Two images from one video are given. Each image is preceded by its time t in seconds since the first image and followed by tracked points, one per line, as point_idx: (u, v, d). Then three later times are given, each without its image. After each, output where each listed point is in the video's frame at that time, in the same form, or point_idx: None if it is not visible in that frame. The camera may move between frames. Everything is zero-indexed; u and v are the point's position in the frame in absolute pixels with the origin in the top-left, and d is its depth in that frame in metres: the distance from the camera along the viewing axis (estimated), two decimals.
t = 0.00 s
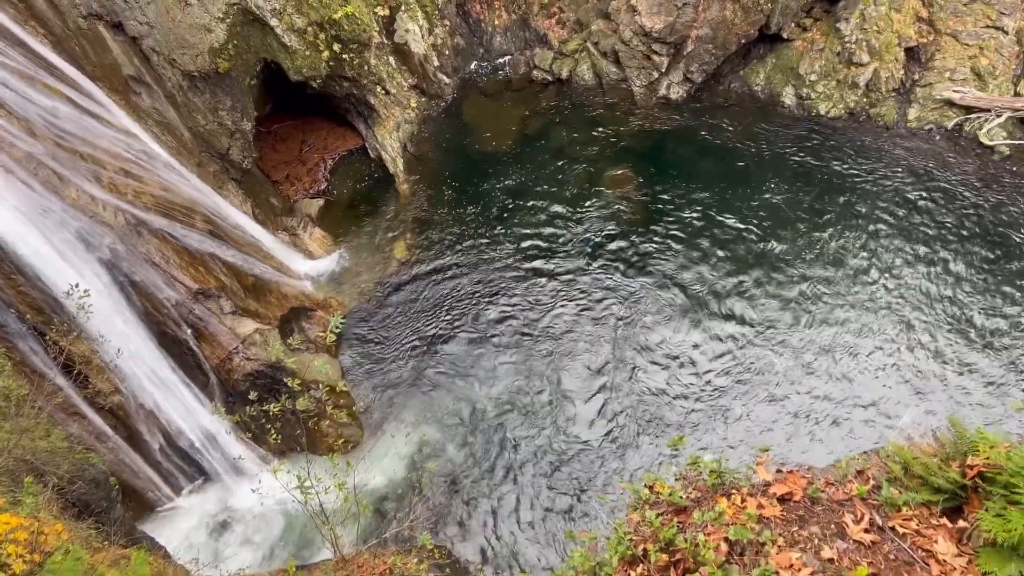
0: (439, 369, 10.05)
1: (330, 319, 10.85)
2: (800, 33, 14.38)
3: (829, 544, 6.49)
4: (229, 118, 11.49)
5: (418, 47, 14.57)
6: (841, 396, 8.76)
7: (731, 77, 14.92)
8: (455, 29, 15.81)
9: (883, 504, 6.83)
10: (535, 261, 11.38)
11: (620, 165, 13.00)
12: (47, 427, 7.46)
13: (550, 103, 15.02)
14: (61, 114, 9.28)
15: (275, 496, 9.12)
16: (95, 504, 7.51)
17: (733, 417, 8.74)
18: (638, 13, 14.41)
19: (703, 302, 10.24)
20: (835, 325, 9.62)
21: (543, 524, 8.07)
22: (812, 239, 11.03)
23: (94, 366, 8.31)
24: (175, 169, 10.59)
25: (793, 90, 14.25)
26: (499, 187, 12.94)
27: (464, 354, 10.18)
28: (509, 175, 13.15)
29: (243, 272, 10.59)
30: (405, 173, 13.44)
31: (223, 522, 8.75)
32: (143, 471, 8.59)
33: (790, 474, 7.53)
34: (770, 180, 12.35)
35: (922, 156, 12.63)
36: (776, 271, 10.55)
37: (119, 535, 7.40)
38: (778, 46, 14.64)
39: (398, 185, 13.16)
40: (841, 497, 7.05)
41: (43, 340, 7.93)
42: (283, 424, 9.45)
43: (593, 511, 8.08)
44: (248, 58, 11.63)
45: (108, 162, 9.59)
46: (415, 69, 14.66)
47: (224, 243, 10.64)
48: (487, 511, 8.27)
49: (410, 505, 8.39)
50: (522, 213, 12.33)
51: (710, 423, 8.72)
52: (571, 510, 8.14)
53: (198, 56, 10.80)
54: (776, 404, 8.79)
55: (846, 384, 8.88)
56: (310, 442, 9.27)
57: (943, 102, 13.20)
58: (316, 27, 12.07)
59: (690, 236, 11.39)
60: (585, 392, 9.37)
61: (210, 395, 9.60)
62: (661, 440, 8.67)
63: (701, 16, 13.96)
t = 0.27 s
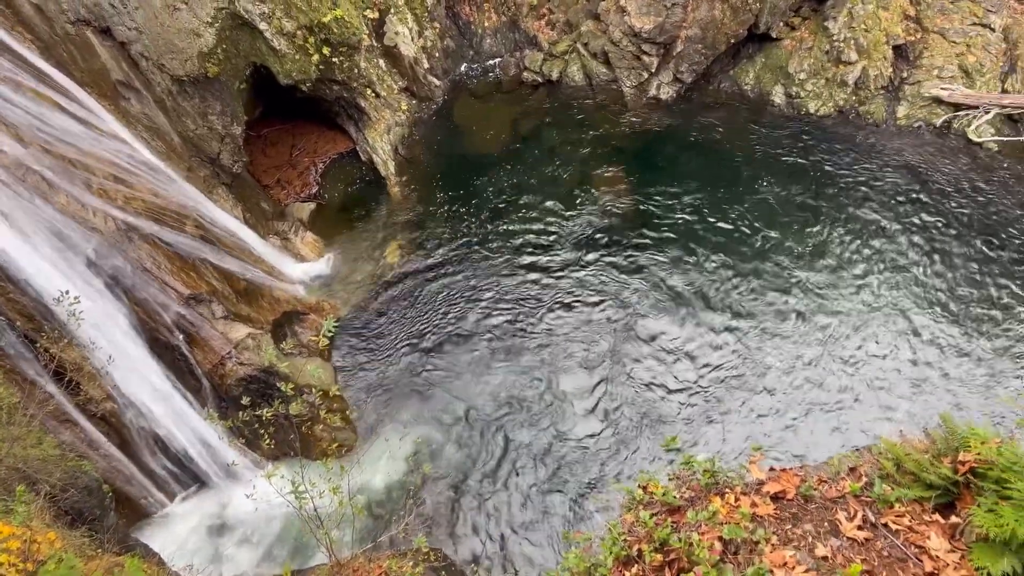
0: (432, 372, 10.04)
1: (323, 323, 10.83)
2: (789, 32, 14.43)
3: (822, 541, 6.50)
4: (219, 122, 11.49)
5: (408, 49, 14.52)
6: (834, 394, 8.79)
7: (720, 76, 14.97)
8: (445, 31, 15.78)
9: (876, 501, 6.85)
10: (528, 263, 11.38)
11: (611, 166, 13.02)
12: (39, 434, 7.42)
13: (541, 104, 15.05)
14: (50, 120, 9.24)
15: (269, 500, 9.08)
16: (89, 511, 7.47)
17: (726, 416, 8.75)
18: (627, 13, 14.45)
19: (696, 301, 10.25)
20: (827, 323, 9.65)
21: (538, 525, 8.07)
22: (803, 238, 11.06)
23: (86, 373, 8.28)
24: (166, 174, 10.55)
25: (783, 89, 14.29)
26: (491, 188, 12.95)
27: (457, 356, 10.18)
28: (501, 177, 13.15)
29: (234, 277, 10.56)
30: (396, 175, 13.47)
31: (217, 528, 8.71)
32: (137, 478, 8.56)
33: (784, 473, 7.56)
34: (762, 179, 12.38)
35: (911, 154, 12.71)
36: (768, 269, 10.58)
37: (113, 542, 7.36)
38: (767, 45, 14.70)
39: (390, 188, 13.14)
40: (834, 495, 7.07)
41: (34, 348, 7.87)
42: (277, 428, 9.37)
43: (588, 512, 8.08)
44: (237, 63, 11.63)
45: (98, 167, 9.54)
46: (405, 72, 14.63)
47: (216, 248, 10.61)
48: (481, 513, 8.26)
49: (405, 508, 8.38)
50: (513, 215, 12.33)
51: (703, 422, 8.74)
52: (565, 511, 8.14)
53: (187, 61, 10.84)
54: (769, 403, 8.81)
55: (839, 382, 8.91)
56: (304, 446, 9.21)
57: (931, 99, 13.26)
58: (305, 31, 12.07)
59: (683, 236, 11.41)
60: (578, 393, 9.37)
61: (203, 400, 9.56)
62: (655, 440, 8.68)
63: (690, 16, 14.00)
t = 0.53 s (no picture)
0: (425, 374, 10.03)
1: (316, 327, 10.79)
2: (778, 32, 14.48)
3: (816, 539, 6.51)
4: (209, 126, 11.43)
5: (399, 52, 14.49)
6: (827, 392, 8.81)
7: (711, 76, 15.02)
8: (436, 33, 15.69)
9: (869, 498, 6.87)
10: (521, 264, 11.38)
11: (603, 166, 13.06)
12: (31, 442, 7.39)
13: (533, 105, 15.06)
14: (40, 126, 9.20)
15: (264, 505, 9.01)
16: (83, 518, 7.44)
17: (720, 415, 8.77)
18: (617, 14, 14.48)
19: (689, 301, 10.27)
20: (819, 321, 9.68)
21: (532, 526, 8.07)
22: (795, 236, 11.09)
23: (78, 380, 8.28)
24: (157, 179, 10.49)
25: (773, 88, 14.33)
26: (483, 190, 12.95)
27: (451, 358, 10.17)
28: (493, 179, 13.16)
29: (226, 282, 10.51)
30: (388, 178, 13.42)
31: (212, 533, 8.66)
32: (130, 484, 8.55)
33: (777, 471, 7.59)
34: (754, 178, 12.41)
35: (901, 152, 12.77)
36: (760, 268, 10.61)
37: (106, 549, 7.31)
38: (756, 45, 14.74)
39: (382, 191, 13.11)
40: (828, 493, 7.09)
41: (25, 354, 7.85)
42: (270, 433, 9.37)
43: (582, 513, 8.08)
44: (227, 67, 11.58)
45: (88, 172, 9.47)
46: (396, 74, 14.58)
47: (208, 253, 10.56)
48: (476, 515, 8.26)
49: (399, 511, 8.36)
50: (506, 216, 12.32)
51: (697, 421, 8.76)
52: (560, 512, 8.15)
53: (177, 65, 10.77)
54: (761, 402, 8.83)
55: (831, 380, 8.93)
56: (298, 450, 9.18)
57: (920, 97, 13.32)
58: (295, 34, 12.02)
59: (675, 236, 11.43)
60: (572, 394, 9.38)
61: (197, 406, 9.47)
62: (649, 440, 8.69)
63: (680, 16, 14.03)
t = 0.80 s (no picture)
0: (419, 377, 10.02)
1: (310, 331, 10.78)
2: (768, 31, 14.53)
3: (811, 537, 6.52)
4: (200, 130, 11.39)
5: (390, 54, 14.53)
6: (820, 390, 8.84)
7: (702, 76, 15.09)
8: (427, 35, 15.65)
9: (863, 496, 6.89)
10: (515, 265, 11.39)
11: (595, 167, 13.08)
12: (23, 448, 7.37)
13: (525, 106, 15.08)
14: (29, 131, 9.13)
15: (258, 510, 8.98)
16: (77, 524, 7.41)
17: (713, 414, 8.78)
18: (607, 15, 14.54)
19: (683, 301, 10.29)
20: (812, 319, 9.71)
21: (527, 528, 8.06)
22: (788, 235, 11.12)
23: (71, 386, 8.24)
24: (148, 184, 10.46)
25: (763, 88, 14.39)
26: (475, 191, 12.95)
27: (444, 361, 10.16)
28: (485, 180, 13.16)
29: (219, 286, 10.48)
30: (380, 180, 13.42)
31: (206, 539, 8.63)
32: (125, 490, 8.53)
33: (771, 470, 7.61)
34: (746, 177, 12.45)
35: (891, 150, 12.84)
36: (753, 267, 10.64)
37: (101, 555, 7.29)
38: (747, 45, 14.79)
39: (374, 194, 13.11)
40: (822, 490, 7.11)
41: (16, 360, 7.77)
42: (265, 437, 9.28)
43: (577, 513, 8.08)
44: (218, 70, 11.51)
45: (79, 178, 9.45)
46: (387, 77, 14.63)
47: (200, 257, 10.53)
48: (472, 517, 8.24)
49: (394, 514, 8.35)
50: (499, 218, 12.32)
51: (691, 420, 8.77)
52: (554, 513, 8.14)
53: (167, 69, 10.69)
54: (755, 401, 8.85)
55: (824, 378, 8.96)
56: (292, 454, 9.16)
57: (910, 95, 13.40)
58: (286, 37, 12.04)
59: (668, 236, 11.45)
60: (567, 394, 9.38)
61: (190, 410, 9.45)
62: (643, 440, 8.70)
63: (670, 17, 14.10)
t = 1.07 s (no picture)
0: (413, 380, 10.00)
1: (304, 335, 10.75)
2: (759, 31, 14.57)
3: (806, 536, 6.53)
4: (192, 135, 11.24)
5: (381, 57, 14.41)
6: (814, 389, 8.86)
7: (693, 77, 15.13)
8: (417, 38, 15.44)
9: (858, 494, 6.90)
10: (509, 267, 11.39)
11: (588, 168, 13.11)
12: (17, 455, 7.37)
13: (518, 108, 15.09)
14: (19, 136, 9.06)
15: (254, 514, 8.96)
16: (71, 531, 7.39)
17: (708, 414, 8.79)
18: (599, 17, 14.60)
19: (677, 301, 10.30)
20: (806, 318, 9.74)
21: (523, 530, 8.06)
22: (781, 234, 11.16)
23: (63, 392, 8.22)
24: (140, 189, 10.41)
25: (755, 88, 14.46)
26: (468, 193, 12.95)
27: (439, 363, 10.16)
28: (478, 182, 13.17)
29: (213, 290, 10.42)
30: (373, 182, 13.49)
31: (201, 544, 8.61)
32: (119, 497, 8.49)
33: (766, 469, 7.61)
34: (738, 177, 12.48)
35: (881, 149, 12.90)
36: (746, 267, 10.66)
37: (94, 562, 7.27)
38: (738, 45, 14.82)
39: (367, 197, 13.11)
40: (817, 489, 7.12)
41: (9, 365, 7.81)
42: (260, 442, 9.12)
43: (573, 515, 8.08)
44: (209, 74, 11.55)
45: (70, 183, 9.43)
46: (380, 80, 14.51)
47: (193, 262, 10.50)
48: (467, 520, 8.24)
49: (389, 518, 8.34)
50: (492, 220, 12.31)
51: (685, 420, 8.78)
52: (550, 514, 8.14)
53: (158, 74, 10.66)
54: (750, 400, 8.86)
55: (819, 376, 8.98)
56: (288, 458, 9.05)
57: (900, 94, 13.47)
58: (277, 41, 12.04)
59: (662, 236, 11.46)
60: (561, 395, 9.38)
61: (184, 416, 9.37)
62: (639, 440, 8.70)
63: (661, 17, 14.16)
